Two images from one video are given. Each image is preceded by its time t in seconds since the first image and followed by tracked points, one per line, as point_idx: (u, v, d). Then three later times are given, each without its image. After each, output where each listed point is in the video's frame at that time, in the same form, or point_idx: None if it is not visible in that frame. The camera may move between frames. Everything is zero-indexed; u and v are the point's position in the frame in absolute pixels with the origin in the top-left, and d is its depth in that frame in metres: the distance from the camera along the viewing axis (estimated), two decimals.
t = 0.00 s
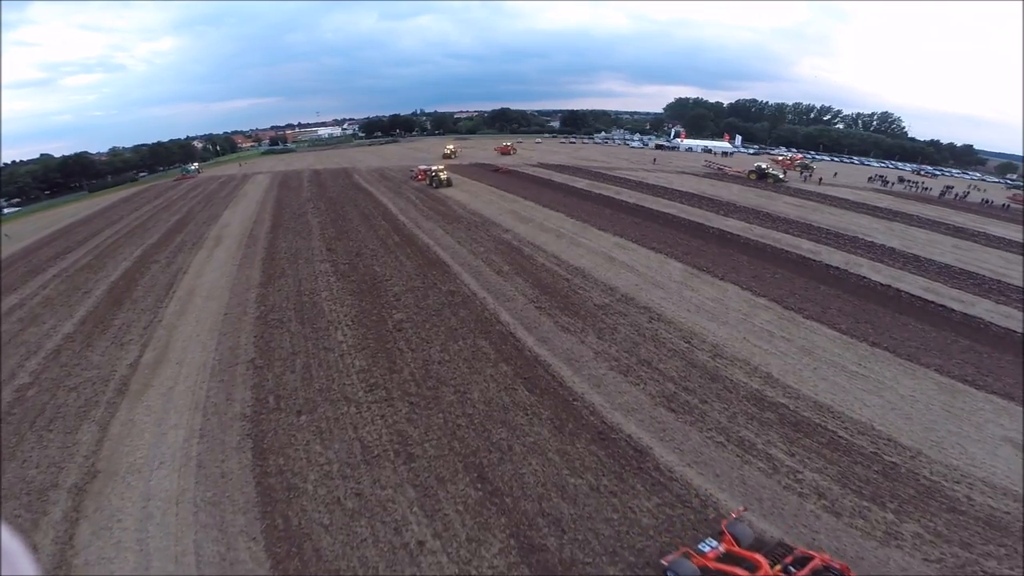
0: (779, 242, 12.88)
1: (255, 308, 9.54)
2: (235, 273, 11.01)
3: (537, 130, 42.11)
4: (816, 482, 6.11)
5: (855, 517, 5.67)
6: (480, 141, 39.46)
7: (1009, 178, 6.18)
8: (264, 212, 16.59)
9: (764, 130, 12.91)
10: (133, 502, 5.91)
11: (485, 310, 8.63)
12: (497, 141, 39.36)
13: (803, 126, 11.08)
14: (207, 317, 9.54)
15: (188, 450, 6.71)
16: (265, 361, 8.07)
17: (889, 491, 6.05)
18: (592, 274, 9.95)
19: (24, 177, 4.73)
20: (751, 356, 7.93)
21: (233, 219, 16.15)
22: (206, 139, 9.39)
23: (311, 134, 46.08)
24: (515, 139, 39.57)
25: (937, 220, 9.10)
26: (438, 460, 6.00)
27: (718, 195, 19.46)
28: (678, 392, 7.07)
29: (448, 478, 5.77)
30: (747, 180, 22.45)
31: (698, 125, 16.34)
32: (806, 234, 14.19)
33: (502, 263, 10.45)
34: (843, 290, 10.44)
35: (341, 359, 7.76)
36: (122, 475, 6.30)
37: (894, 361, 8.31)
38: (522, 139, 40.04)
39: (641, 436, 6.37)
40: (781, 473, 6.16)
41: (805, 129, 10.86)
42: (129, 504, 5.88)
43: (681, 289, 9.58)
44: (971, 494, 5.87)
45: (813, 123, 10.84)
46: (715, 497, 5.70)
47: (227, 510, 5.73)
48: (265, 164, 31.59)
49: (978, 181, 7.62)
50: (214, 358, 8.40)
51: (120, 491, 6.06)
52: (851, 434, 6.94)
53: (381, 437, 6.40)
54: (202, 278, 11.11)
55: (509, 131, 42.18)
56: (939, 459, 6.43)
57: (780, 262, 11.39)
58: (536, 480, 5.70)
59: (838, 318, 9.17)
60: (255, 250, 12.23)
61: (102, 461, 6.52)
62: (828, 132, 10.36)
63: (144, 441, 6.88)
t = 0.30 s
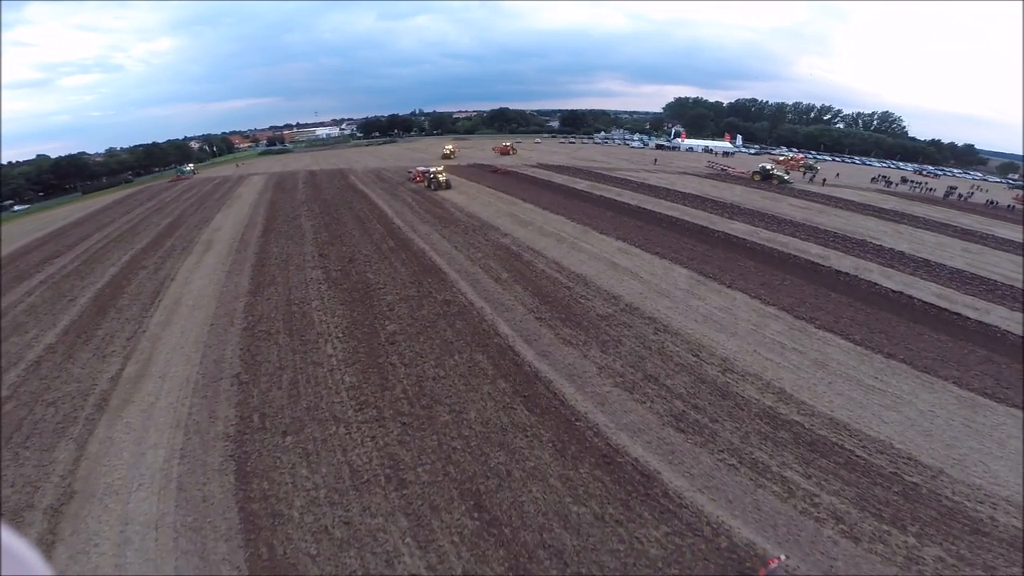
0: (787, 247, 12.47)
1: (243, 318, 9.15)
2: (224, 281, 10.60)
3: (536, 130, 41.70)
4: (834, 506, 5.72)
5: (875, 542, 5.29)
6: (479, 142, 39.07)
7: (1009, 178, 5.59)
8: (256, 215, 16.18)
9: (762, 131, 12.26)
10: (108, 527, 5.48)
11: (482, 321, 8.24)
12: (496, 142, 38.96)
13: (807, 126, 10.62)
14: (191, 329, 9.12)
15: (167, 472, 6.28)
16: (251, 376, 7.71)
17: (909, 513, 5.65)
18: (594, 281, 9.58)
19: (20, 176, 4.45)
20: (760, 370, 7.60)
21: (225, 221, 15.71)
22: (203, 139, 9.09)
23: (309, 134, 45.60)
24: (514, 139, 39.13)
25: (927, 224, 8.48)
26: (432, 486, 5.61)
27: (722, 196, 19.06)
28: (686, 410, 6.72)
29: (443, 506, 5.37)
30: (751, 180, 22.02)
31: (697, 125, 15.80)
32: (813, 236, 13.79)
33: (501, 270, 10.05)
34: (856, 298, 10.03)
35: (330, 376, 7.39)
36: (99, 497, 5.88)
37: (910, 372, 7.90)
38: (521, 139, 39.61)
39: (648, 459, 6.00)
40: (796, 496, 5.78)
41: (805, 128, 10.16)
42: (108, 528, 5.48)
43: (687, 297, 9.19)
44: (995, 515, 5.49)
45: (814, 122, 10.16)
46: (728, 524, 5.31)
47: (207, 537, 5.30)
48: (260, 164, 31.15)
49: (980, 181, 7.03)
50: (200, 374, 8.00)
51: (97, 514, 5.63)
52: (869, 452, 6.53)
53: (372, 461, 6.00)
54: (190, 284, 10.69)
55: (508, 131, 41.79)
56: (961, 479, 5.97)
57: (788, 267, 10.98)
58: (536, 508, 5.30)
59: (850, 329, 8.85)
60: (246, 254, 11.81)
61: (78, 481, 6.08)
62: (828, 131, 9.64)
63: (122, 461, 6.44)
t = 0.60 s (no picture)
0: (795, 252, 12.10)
1: (230, 329, 8.76)
2: (212, 289, 10.21)
3: (536, 130, 41.30)
4: (854, 530, 5.36)
5: (898, 570, 4.94)
6: (478, 142, 38.68)
7: (1013, 178, 5.56)
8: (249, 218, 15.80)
9: (762, 131, 12.02)
10: (83, 554, 5.09)
11: (480, 332, 7.87)
12: (495, 142, 38.56)
13: (807, 125, 10.55)
14: (176, 341, 8.73)
15: (147, 494, 5.87)
16: (236, 393, 7.36)
17: (931, 536, 5.30)
18: (597, 288, 9.22)
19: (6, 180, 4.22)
20: (772, 387, 7.29)
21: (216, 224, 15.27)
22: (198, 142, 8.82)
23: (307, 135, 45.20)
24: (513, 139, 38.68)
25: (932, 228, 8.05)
26: (426, 515, 5.22)
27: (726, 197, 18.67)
28: (697, 431, 6.38)
29: (437, 537, 4.98)
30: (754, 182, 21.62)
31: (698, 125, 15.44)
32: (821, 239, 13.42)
33: (499, 277, 9.68)
34: (869, 305, 9.66)
35: (319, 394, 7.04)
36: (75, 520, 5.50)
37: (927, 384, 7.28)
38: (520, 140, 39.17)
39: (656, 484, 5.64)
40: (814, 521, 5.41)
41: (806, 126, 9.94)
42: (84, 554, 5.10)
43: (694, 307, 8.82)
44: (1021, 536, 5.14)
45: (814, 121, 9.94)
46: (743, 555, 4.93)
47: (187, 566, 4.92)
48: (256, 164, 30.74)
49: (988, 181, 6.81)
50: (183, 390, 7.59)
51: (73, 538, 5.25)
52: (889, 473, 6.13)
53: (362, 487, 5.62)
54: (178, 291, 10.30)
55: (507, 130, 41.41)
56: (984, 498, 5.56)
57: (797, 273, 10.59)
58: (537, 540, 4.92)
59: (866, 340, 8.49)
60: (236, 260, 11.41)
61: (55, 502, 5.68)
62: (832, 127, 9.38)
63: (101, 481, 6.02)
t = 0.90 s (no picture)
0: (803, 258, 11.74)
1: (215, 343, 8.42)
2: (199, 297, 9.83)
3: (534, 130, 40.96)
4: (877, 556, 5.01)
5: None
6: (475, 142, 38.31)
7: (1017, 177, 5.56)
8: (241, 221, 15.40)
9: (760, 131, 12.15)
10: None
11: (477, 345, 7.52)
12: (493, 142, 38.19)
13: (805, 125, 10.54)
14: (160, 355, 8.37)
15: (125, 519, 5.48)
16: (219, 412, 7.03)
17: (955, 559, 4.99)
18: (599, 296, 8.88)
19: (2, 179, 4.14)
20: (783, 403, 7.00)
21: (206, 227, 14.87)
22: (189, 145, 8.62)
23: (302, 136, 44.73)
24: (511, 139, 38.27)
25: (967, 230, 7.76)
26: (421, 547, 4.85)
27: (728, 199, 18.32)
28: (708, 452, 6.05)
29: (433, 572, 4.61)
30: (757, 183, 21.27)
31: (700, 127, 15.12)
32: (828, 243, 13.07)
33: (497, 285, 9.33)
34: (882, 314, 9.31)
35: (306, 414, 6.70)
36: (48, 546, 5.10)
37: (945, 397, 6.69)
38: (518, 140, 38.78)
39: (666, 511, 5.29)
40: (835, 547, 5.06)
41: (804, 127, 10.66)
42: None
43: (702, 316, 8.48)
44: None
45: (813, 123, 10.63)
46: None
47: None
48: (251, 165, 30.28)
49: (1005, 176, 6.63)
50: (166, 407, 7.24)
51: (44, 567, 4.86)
52: (910, 493, 5.76)
53: (351, 515, 5.25)
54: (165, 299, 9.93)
55: (505, 130, 41.03)
56: (1009, 518, 5.33)
57: (806, 280, 10.23)
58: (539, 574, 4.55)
59: (880, 351, 8.17)
60: (225, 266, 11.03)
61: (28, 526, 5.30)
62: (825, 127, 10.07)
63: (77, 504, 5.64)
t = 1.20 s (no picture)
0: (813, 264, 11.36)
1: (201, 357, 8.05)
2: (186, 307, 9.45)
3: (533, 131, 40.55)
4: None
5: None
6: (473, 143, 37.91)
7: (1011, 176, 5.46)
8: (233, 224, 15.00)
9: (759, 127, 12.54)
10: None
11: (475, 360, 7.15)
12: (491, 142, 37.80)
13: (803, 123, 10.10)
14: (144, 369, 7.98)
15: (104, 545, 5.12)
16: (202, 432, 6.66)
17: None
18: (602, 306, 8.53)
19: None
20: (798, 420, 6.66)
21: (197, 230, 14.47)
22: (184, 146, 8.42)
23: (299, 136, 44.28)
24: (510, 139, 37.87)
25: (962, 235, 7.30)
26: None
27: (732, 200, 17.95)
28: (721, 475, 5.69)
29: None
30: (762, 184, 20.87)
31: (703, 129, 14.79)
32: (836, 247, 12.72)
33: (496, 294, 8.96)
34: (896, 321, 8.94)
35: (294, 435, 6.34)
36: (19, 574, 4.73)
37: (967, 411, 6.34)
38: (516, 140, 38.37)
39: (677, 540, 4.93)
40: None
41: (803, 125, 9.84)
42: None
43: (710, 327, 8.13)
44: None
45: (811, 120, 9.89)
46: None
47: None
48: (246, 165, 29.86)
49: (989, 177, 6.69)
50: (147, 425, 6.85)
51: None
52: (933, 514, 5.39)
53: (341, 546, 4.87)
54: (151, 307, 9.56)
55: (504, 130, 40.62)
56: None
57: (817, 287, 9.88)
58: None
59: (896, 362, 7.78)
60: (214, 273, 10.65)
61: None
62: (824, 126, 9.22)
63: (52, 528, 5.27)
